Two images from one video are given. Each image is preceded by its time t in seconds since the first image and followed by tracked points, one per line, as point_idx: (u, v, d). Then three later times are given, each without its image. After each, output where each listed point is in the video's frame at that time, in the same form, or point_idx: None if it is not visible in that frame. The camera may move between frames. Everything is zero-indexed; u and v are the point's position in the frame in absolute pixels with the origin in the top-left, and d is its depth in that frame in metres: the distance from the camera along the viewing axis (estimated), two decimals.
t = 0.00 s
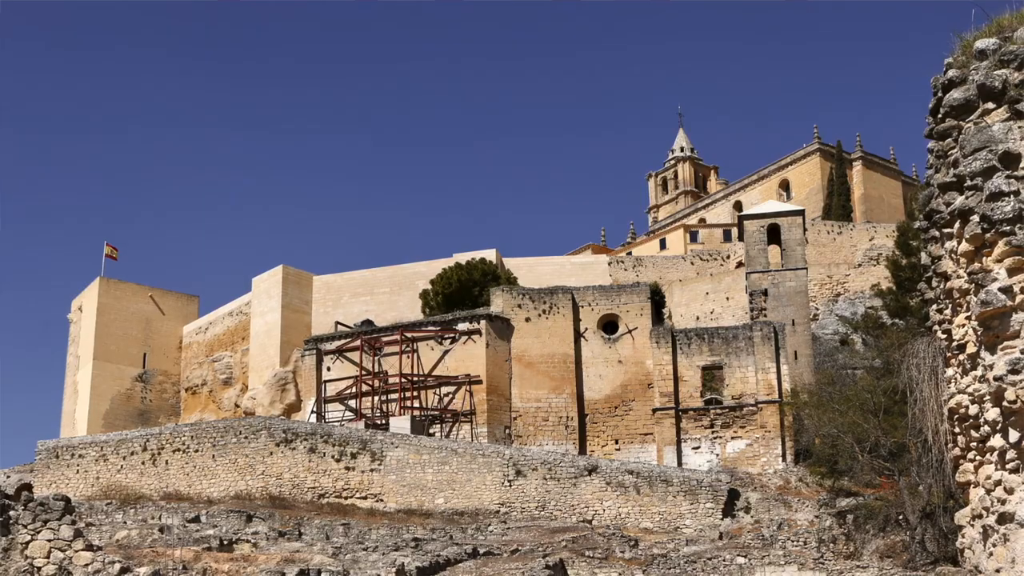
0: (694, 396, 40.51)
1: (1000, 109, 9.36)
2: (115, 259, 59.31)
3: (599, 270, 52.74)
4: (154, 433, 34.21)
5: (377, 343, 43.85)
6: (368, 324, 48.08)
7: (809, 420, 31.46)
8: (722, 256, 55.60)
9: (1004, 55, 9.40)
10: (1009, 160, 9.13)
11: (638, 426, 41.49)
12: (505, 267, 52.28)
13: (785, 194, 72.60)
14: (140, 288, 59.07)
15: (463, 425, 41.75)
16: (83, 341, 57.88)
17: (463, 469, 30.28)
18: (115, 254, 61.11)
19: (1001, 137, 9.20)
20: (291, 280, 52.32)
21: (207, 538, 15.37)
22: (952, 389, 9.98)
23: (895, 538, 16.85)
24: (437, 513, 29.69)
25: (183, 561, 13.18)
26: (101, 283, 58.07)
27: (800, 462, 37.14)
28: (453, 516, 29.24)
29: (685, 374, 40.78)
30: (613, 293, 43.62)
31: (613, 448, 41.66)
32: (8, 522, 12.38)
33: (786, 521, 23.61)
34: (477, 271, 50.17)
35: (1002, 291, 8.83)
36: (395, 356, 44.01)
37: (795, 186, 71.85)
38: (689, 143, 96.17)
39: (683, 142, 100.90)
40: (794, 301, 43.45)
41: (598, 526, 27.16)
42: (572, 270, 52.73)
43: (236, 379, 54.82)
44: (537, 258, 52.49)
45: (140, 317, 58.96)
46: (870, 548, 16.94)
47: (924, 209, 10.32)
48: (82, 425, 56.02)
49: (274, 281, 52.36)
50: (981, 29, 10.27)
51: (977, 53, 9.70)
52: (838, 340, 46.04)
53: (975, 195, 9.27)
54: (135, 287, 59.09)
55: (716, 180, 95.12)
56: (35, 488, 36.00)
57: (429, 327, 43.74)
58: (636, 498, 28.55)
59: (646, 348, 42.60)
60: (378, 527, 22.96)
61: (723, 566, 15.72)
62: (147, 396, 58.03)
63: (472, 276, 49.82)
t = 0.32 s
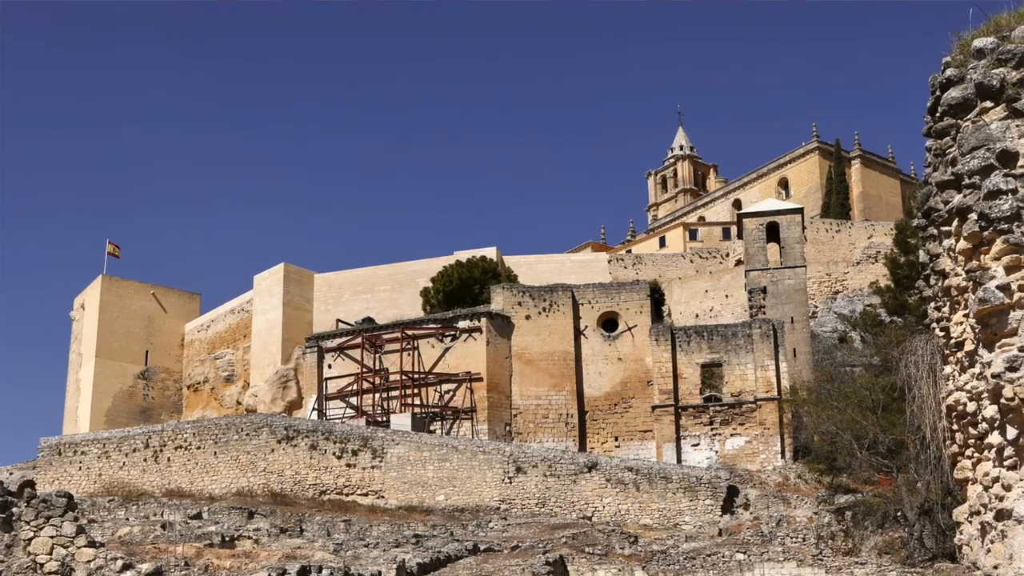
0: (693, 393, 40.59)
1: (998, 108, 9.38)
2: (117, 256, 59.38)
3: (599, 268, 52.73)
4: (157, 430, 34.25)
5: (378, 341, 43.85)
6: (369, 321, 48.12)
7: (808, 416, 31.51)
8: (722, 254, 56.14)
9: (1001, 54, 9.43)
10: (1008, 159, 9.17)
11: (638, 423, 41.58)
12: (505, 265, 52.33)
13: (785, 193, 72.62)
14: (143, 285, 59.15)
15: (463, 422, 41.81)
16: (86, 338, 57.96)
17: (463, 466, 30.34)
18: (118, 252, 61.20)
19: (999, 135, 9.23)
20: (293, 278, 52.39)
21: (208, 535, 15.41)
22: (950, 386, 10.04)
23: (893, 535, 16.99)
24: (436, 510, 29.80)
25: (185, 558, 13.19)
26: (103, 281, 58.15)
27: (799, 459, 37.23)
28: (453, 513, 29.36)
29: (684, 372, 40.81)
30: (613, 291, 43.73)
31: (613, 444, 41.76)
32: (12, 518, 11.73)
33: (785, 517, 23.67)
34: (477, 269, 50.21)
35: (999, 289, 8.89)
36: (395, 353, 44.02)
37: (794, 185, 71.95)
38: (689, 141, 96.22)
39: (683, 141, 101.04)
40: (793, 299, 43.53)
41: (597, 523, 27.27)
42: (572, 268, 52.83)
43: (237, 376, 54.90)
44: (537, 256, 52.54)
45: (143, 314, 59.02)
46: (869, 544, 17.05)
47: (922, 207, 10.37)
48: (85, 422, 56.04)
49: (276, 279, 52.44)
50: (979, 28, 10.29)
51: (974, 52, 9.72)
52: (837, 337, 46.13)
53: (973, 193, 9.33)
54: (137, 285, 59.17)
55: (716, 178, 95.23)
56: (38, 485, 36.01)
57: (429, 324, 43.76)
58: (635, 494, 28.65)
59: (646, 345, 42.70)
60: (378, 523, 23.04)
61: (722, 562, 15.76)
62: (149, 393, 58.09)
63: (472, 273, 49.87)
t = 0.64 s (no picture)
0: (692, 388, 40.63)
1: (994, 105, 9.45)
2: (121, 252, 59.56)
3: (599, 264, 52.76)
4: (161, 424, 34.37)
5: (380, 335, 44.09)
6: (371, 317, 48.23)
7: (806, 411, 31.66)
8: (720, 250, 56.20)
9: (997, 52, 9.51)
10: (1003, 155, 9.26)
11: (638, 418, 41.77)
12: (505, 261, 52.44)
13: (783, 189, 72.71)
14: (147, 281, 59.30)
15: (465, 416, 42.05)
16: (90, 333, 58.13)
17: (465, 460, 30.46)
18: (123, 248, 61.40)
19: (995, 132, 9.31)
20: (295, 273, 52.50)
21: (212, 528, 15.54)
22: (946, 380, 10.14)
23: (891, 528, 17.15)
24: (438, 503, 29.94)
25: (189, 551, 13.33)
26: (107, 277, 58.31)
27: (798, 453, 37.31)
28: (455, 506, 29.51)
29: (683, 367, 40.88)
30: (613, 287, 43.73)
31: (613, 439, 41.90)
32: (18, 511, 11.82)
33: (783, 511, 23.82)
34: (477, 265, 50.30)
35: (995, 284, 8.98)
36: (398, 348, 44.18)
37: (792, 180, 71.97)
38: (688, 137, 96.37)
39: (682, 137, 101.17)
40: (791, 294, 43.58)
41: (597, 516, 27.45)
42: (571, 264, 52.33)
43: (241, 370, 55.04)
44: (536, 253, 52.58)
45: (147, 310, 59.17)
46: (866, 537, 17.22)
47: (919, 204, 10.45)
48: (89, 416, 56.21)
49: (279, 274, 52.53)
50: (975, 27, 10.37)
51: (970, 49, 9.80)
52: (834, 332, 46.30)
53: (969, 189, 9.43)
54: (141, 280, 59.33)
55: (714, 175, 95.39)
56: (43, 479, 36.20)
57: (430, 319, 43.86)
58: (634, 488, 28.73)
59: (645, 340, 42.86)
60: (381, 517, 23.17)
61: (720, 555, 15.87)
62: (153, 387, 58.22)
63: (473, 269, 49.99)
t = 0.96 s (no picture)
0: (690, 379, 40.73)
1: (987, 102, 9.59)
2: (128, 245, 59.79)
3: (598, 258, 52.98)
4: (167, 415, 34.57)
5: (383, 328, 44.24)
6: (373, 310, 48.44)
7: (802, 402, 31.84)
8: (717, 244, 56.30)
9: (991, 49, 9.64)
10: (997, 151, 9.41)
11: (637, 409, 41.85)
12: (506, 255, 52.60)
13: (780, 185, 72.80)
14: (153, 275, 59.51)
15: (466, 408, 42.22)
16: (98, 326, 58.32)
17: (467, 451, 30.66)
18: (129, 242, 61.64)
19: (988, 129, 9.49)
20: (299, 267, 52.70)
21: (218, 518, 15.72)
22: (941, 372, 10.29)
23: (886, 518, 17.36)
24: (440, 493, 30.15)
25: (194, 541, 13.48)
26: (114, 270, 58.49)
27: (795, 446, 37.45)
28: (456, 496, 29.72)
29: (681, 359, 41.05)
30: (612, 280, 43.93)
31: (612, 430, 42.01)
32: (26, 501, 11.95)
33: (779, 501, 24.01)
34: (479, 259, 50.38)
35: (990, 278, 9.12)
36: (400, 341, 44.33)
37: (789, 176, 72.11)
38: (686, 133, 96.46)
39: (680, 132, 101.24)
40: (787, 288, 43.78)
41: (597, 507, 27.64)
42: (571, 258, 52.87)
43: (245, 363, 55.19)
44: (536, 247, 52.72)
45: (153, 303, 59.38)
46: (862, 527, 17.39)
47: (914, 198, 10.57)
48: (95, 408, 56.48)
49: (283, 268, 52.69)
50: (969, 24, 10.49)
51: (963, 47, 9.94)
52: (830, 325, 46.46)
53: (963, 184, 9.56)
54: (147, 274, 59.53)
55: (712, 170, 95.47)
56: (51, 470, 36.45)
57: (432, 313, 44.13)
58: (634, 479, 28.95)
59: (644, 333, 43.00)
60: (383, 507, 23.37)
61: (719, 544, 16.00)
62: (160, 379, 58.44)
63: (474, 263, 50.07)
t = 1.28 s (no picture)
0: (688, 369, 40.98)
1: (979, 97, 9.78)
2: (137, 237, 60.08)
3: (597, 250, 53.17)
4: (175, 404, 34.87)
5: (387, 318, 44.69)
6: (378, 301, 48.69)
7: (798, 392, 32.07)
8: (715, 237, 56.32)
9: (983, 45, 9.83)
10: (988, 145, 9.60)
11: (636, 398, 42.06)
12: (508, 247, 52.83)
13: (776, 178, 72.97)
14: (161, 266, 59.78)
15: (468, 397, 42.50)
16: (106, 316, 58.60)
17: (468, 439, 30.91)
18: (138, 234, 61.90)
19: (980, 123, 9.65)
20: (304, 259, 52.94)
21: (224, 505, 15.93)
22: (934, 362, 10.48)
23: (880, 505, 17.67)
24: (442, 481, 30.41)
25: (202, 527, 13.71)
26: (123, 261, 58.76)
27: (791, 435, 37.50)
28: (458, 484, 30.01)
29: (679, 350, 41.26)
30: (611, 272, 44.11)
31: (611, 419, 42.33)
32: (37, 489, 12.20)
33: (775, 489, 24.26)
34: (481, 251, 50.54)
35: (982, 269, 9.30)
36: (404, 331, 44.62)
37: (784, 169, 72.25)
38: (684, 127, 96.61)
39: (678, 127, 101.50)
40: (783, 279, 44.01)
41: (597, 494, 27.92)
42: (571, 250, 53.13)
43: (252, 353, 55.48)
44: (537, 239, 52.95)
45: (161, 294, 59.66)
46: (856, 514, 17.64)
47: (907, 191, 10.76)
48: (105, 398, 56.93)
49: (289, 260, 53.03)
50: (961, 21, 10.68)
51: (956, 43, 10.13)
52: (825, 315, 46.66)
53: (956, 178, 9.75)
54: (155, 265, 59.81)
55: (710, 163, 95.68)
56: (61, 458, 36.78)
57: (435, 304, 44.38)
58: (633, 467, 29.19)
59: (643, 324, 43.18)
60: (387, 495, 23.61)
61: (715, 531, 16.22)
62: (167, 368, 58.75)
63: (476, 255, 50.23)
